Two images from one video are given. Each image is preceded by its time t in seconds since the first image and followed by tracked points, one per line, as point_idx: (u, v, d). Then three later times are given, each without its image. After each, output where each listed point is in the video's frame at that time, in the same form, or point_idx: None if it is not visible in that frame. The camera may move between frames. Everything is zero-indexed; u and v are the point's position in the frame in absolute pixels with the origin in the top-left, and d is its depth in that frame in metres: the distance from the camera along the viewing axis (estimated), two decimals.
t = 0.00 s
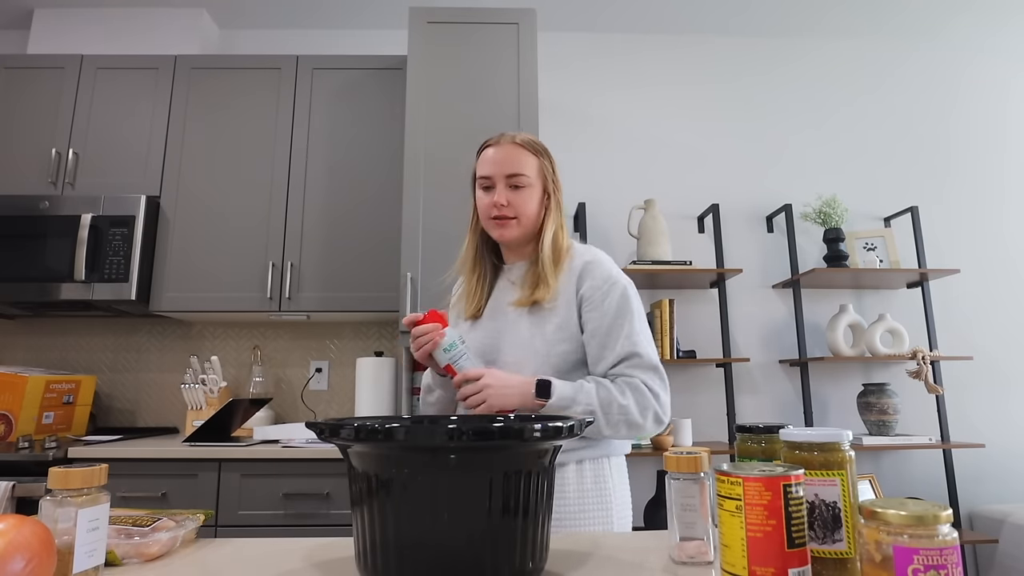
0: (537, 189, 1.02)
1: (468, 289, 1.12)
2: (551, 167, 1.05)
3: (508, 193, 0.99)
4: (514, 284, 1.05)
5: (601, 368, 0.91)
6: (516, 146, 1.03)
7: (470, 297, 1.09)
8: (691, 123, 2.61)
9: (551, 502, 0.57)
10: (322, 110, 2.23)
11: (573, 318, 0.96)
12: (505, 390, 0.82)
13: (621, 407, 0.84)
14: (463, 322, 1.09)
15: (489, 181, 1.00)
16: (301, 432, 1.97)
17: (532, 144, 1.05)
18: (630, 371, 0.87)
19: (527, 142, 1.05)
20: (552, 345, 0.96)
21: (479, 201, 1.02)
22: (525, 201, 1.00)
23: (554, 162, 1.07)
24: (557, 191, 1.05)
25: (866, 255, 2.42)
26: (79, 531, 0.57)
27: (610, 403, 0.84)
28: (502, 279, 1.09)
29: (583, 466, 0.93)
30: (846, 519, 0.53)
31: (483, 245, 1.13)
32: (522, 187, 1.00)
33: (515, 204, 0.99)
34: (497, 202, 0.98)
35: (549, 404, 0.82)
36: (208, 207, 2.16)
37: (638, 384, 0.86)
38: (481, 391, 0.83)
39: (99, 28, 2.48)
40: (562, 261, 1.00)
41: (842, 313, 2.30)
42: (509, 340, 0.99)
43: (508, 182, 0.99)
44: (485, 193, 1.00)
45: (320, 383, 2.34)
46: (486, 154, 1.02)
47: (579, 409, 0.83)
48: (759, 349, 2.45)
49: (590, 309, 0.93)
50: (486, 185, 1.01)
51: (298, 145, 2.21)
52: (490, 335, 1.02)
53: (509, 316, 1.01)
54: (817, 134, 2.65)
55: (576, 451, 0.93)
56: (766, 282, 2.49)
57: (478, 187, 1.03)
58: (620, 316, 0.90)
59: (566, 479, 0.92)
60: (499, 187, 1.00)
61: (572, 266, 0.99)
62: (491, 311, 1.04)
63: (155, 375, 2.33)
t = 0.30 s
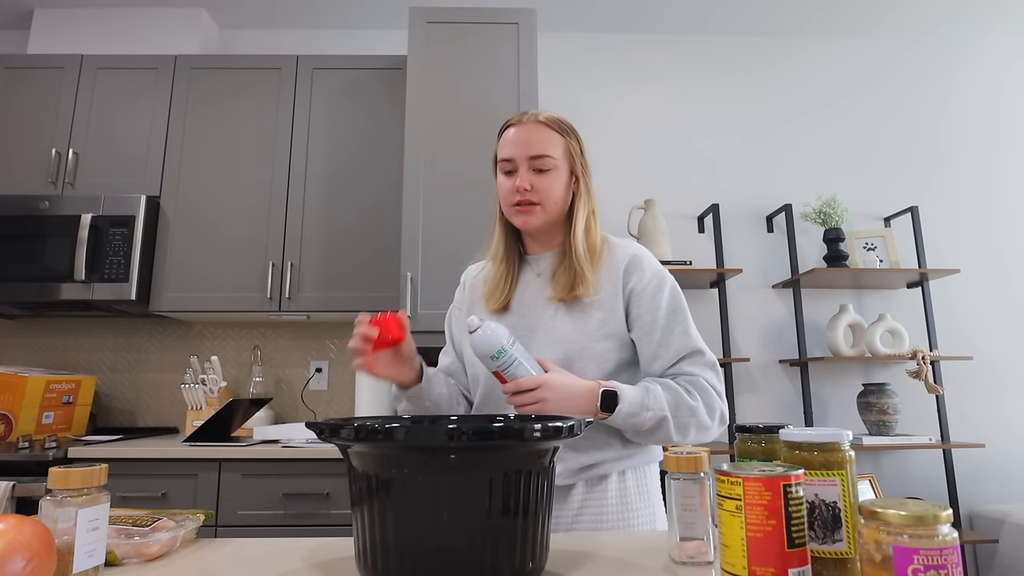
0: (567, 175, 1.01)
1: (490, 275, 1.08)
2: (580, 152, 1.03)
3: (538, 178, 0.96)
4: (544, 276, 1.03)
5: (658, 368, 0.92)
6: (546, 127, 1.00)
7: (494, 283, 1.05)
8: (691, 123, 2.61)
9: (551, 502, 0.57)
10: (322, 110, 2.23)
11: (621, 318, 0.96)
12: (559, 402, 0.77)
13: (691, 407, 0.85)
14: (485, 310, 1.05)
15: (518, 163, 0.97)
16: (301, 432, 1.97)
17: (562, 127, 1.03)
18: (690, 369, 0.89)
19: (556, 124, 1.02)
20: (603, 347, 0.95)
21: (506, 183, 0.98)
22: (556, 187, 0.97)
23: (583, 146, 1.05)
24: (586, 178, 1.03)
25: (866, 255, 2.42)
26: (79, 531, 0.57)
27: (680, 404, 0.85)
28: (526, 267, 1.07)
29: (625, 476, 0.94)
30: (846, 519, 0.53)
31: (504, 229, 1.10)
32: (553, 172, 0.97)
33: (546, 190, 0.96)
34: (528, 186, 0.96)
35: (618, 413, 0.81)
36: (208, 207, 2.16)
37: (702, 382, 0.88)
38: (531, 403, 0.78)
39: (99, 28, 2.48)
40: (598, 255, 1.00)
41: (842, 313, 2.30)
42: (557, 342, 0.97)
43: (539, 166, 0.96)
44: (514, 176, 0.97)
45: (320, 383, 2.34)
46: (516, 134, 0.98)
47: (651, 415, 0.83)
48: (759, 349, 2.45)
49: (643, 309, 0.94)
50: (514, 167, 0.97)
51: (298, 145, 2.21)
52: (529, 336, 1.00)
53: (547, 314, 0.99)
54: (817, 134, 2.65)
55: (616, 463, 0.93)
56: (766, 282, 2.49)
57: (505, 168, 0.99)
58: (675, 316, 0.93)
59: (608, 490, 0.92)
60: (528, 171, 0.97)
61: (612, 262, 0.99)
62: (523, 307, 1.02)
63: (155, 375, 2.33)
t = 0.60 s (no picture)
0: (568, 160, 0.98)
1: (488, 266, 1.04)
2: (580, 135, 1.01)
3: (542, 166, 0.93)
4: (550, 268, 1.01)
5: (656, 368, 0.94)
6: (545, 110, 0.97)
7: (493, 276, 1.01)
8: (692, 124, 2.61)
9: (551, 503, 0.57)
10: (322, 110, 2.23)
11: (633, 315, 0.96)
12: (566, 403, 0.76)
13: (687, 413, 0.87)
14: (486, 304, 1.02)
15: (518, 149, 0.93)
16: (301, 432, 1.97)
17: (561, 109, 1.00)
18: (689, 373, 0.91)
19: (555, 106, 0.99)
20: (612, 344, 0.95)
21: (506, 170, 0.95)
22: (559, 175, 0.95)
23: (582, 129, 1.02)
24: (587, 163, 1.01)
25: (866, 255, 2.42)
26: (79, 531, 0.57)
27: (675, 407, 0.87)
28: (527, 256, 1.04)
29: (637, 481, 0.96)
30: (846, 519, 0.53)
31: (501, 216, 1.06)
32: (555, 158, 0.95)
33: (550, 179, 0.94)
34: (532, 175, 0.93)
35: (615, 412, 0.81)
36: (208, 207, 2.16)
37: (699, 388, 0.89)
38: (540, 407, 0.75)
39: (97, 27, 2.48)
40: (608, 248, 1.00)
41: (842, 313, 2.30)
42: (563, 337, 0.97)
43: (542, 153, 0.94)
44: (516, 163, 0.93)
45: (321, 383, 2.34)
46: (515, 118, 0.94)
47: (649, 417, 0.84)
48: (759, 349, 2.45)
49: (652, 308, 0.96)
50: (515, 154, 0.94)
51: (298, 145, 2.21)
52: (536, 331, 0.98)
53: (560, 313, 0.98)
54: (817, 134, 2.65)
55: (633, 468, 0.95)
56: (766, 282, 2.49)
57: (505, 154, 0.95)
58: (680, 318, 0.95)
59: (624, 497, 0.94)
60: (530, 158, 0.94)
61: (626, 258, 0.99)
62: (531, 301, 1.00)
63: (155, 375, 2.33)
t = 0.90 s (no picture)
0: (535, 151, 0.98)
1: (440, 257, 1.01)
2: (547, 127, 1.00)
3: (513, 154, 0.92)
4: (508, 263, 1.01)
5: (614, 363, 0.94)
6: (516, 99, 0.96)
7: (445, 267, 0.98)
8: (692, 124, 2.61)
9: (551, 503, 0.57)
10: (322, 110, 2.23)
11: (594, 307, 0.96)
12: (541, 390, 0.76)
13: (647, 406, 0.87)
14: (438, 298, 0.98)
15: (490, 136, 0.92)
16: (301, 432, 1.97)
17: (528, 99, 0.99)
18: (647, 368, 0.92)
19: (524, 97, 0.98)
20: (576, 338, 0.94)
21: (477, 156, 0.92)
22: (528, 165, 0.95)
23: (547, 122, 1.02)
24: (551, 156, 1.01)
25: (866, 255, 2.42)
26: (79, 531, 0.57)
27: (635, 399, 0.86)
28: (484, 249, 1.03)
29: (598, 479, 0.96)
30: (846, 519, 0.53)
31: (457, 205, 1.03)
32: (526, 149, 0.94)
33: (521, 169, 0.93)
34: (503, 163, 0.91)
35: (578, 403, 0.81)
36: (208, 207, 2.16)
37: (656, 381, 0.90)
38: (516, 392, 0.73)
39: (97, 26, 2.48)
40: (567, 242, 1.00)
41: (842, 313, 2.30)
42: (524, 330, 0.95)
43: (514, 142, 0.93)
44: (487, 149, 0.91)
45: (320, 383, 2.34)
46: (487, 104, 0.92)
47: (611, 409, 0.84)
48: (759, 349, 2.45)
49: (613, 304, 0.96)
50: (488, 140, 0.92)
51: (298, 145, 2.21)
52: (493, 324, 0.96)
53: (520, 305, 0.96)
54: (817, 134, 2.65)
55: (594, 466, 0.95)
56: (765, 282, 2.49)
57: (474, 139, 0.93)
58: (638, 314, 0.96)
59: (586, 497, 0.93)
60: (501, 145, 0.92)
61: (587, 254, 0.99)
62: (488, 294, 0.98)
63: (155, 375, 2.33)
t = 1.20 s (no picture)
0: (506, 149, 0.96)
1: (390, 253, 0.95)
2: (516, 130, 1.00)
3: (492, 146, 0.90)
4: (465, 264, 0.98)
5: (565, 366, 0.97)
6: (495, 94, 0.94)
7: (397, 266, 0.92)
8: (692, 124, 2.61)
9: (550, 503, 0.57)
10: (322, 110, 2.23)
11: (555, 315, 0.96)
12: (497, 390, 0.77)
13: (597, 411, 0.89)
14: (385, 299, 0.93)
15: (472, 125, 0.89)
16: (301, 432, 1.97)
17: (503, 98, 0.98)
18: (595, 372, 0.95)
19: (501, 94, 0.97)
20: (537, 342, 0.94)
21: (455, 142, 0.88)
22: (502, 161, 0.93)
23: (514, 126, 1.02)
24: (514, 159, 1.01)
25: (866, 255, 2.42)
26: (79, 531, 0.57)
27: (586, 403, 0.88)
28: (438, 248, 1.00)
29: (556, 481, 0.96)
30: (846, 519, 0.53)
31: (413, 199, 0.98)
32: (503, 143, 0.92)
33: (497, 163, 0.91)
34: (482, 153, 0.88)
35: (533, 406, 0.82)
36: (208, 207, 2.16)
37: (604, 385, 0.93)
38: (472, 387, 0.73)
39: (98, 26, 2.48)
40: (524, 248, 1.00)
41: (842, 313, 2.30)
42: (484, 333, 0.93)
43: (493, 134, 0.90)
44: (467, 137, 0.88)
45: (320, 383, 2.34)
46: (470, 91, 0.90)
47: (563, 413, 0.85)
48: (759, 349, 2.45)
49: (572, 308, 0.98)
50: (468, 127, 0.89)
51: (298, 145, 2.21)
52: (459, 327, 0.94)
53: (476, 309, 0.95)
54: (817, 133, 2.65)
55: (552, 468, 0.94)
56: (765, 282, 2.49)
57: (454, 125, 0.89)
58: (591, 319, 0.99)
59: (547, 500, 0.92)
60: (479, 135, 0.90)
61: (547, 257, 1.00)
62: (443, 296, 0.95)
63: (155, 375, 2.34)
